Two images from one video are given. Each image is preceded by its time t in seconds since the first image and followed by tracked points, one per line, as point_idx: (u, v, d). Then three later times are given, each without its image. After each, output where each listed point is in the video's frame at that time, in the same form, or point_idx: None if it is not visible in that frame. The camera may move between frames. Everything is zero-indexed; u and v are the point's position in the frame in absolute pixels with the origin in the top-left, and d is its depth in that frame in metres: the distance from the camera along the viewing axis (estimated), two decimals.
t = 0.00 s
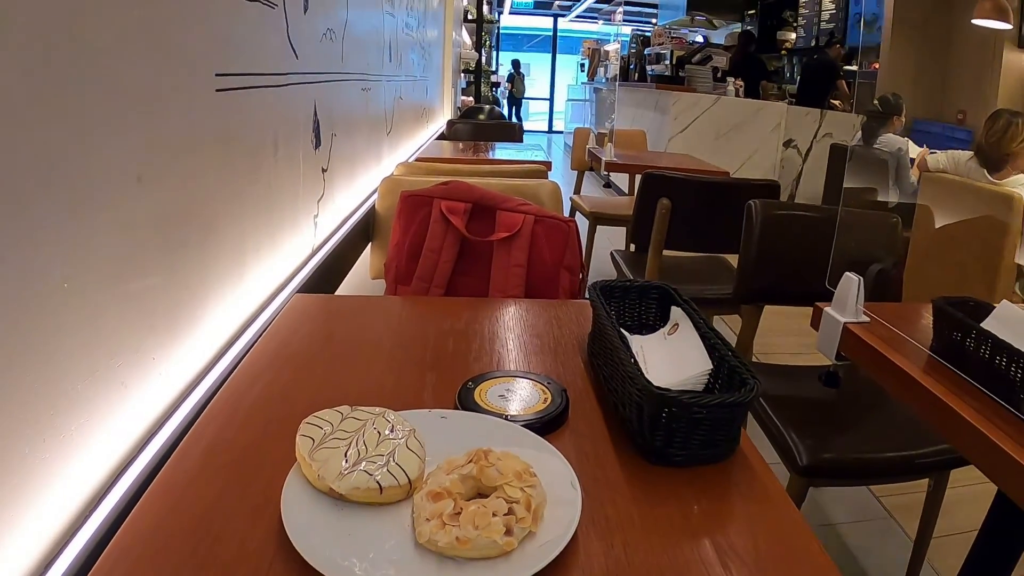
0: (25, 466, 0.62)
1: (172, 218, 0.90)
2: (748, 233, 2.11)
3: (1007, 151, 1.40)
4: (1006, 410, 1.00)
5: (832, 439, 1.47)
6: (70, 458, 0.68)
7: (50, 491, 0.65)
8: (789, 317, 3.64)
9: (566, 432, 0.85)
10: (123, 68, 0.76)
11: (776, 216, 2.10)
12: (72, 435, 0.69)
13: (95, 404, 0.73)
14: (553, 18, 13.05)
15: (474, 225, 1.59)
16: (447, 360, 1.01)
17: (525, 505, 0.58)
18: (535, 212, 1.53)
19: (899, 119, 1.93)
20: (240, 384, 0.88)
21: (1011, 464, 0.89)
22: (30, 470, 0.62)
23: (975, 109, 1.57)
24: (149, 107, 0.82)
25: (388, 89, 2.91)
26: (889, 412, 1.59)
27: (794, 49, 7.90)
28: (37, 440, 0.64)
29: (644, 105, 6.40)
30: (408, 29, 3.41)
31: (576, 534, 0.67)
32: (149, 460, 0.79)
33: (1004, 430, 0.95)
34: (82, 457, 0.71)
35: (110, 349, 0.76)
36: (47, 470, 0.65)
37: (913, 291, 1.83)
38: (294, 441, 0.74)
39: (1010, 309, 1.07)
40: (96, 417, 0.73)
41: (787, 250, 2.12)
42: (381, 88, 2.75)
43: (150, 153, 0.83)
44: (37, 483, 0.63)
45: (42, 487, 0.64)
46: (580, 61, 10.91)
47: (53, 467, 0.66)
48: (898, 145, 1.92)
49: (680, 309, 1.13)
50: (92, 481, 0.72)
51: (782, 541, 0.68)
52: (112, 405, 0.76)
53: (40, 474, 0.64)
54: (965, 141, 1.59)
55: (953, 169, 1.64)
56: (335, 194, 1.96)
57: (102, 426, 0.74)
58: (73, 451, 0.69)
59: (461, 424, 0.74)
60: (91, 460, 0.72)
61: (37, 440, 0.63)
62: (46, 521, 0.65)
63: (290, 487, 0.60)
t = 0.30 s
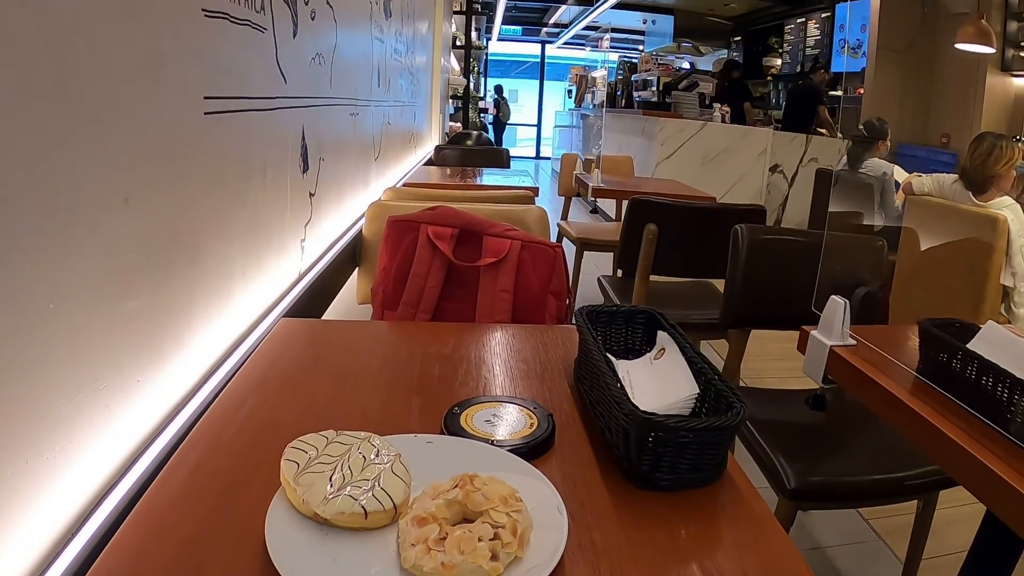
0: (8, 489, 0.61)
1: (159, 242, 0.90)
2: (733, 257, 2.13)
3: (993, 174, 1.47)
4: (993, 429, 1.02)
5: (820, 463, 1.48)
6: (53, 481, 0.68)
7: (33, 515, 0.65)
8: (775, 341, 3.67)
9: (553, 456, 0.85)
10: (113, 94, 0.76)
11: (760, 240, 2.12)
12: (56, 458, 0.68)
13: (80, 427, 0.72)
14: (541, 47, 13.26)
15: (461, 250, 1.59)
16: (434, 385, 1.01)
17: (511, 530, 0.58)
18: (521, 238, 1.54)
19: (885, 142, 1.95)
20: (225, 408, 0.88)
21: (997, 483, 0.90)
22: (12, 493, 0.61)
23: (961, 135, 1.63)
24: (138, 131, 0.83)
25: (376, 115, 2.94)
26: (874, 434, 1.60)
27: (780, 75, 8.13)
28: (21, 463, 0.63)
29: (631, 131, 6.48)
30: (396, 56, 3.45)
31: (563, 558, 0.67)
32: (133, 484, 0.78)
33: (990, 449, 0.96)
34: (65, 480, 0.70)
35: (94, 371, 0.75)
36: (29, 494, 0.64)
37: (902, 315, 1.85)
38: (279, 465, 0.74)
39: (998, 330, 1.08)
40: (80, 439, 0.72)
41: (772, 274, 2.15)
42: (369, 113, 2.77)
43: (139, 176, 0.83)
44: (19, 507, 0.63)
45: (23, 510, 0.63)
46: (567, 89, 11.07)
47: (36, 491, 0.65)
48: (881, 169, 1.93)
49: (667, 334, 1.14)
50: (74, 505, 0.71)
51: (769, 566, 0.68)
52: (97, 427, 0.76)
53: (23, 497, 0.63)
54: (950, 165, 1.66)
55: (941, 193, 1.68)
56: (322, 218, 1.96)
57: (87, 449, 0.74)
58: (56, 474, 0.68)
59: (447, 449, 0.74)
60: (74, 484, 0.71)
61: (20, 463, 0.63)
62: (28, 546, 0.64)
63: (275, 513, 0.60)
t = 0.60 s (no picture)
0: None
1: (146, 261, 0.88)
2: (722, 281, 2.14)
3: (976, 198, 1.52)
4: (983, 448, 1.02)
5: (810, 487, 1.47)
6: (33, 504, 0.65)
7: (12, 539, 0.62)
8: (761, 366, 3.67)
9: (544, 481, 0.83)
10: (103, 110, 0.76)
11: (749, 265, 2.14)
12: (37, 480, 0.66)
13: (62, 448, 0.70)
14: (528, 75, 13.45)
15: (449, 275, 1.59)
16: (422, 410, 0.99)
17: (503, 555, 0.56)
18: (510, 262, 1.54)
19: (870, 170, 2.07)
20: (210, 431, 0.86)
21: (990, 503, 0.90)
22: None
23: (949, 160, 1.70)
24: (128, 148, 0.82)
25: (365, 140, 2.95)
26: (864, 458, 1.60)
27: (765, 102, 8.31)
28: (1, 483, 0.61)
29: (618, 158, 6.56)
30: (385, 83, 3.48)
31: None
32: (114, 508, 0.76)
33: (981, 469, 0.96)
34: (45, 503, 0.67)
35: (77, 391, 0.73)
36: (10, 516, 0.62)
37: (888, 338, 1.86)
38: (265, 490, 0.72)
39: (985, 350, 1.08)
40: (62, 461, 0.70)
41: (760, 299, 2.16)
42: (358, 138, 2.78)
43: (127, 194, 0.82)
44: None
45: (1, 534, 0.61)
46: (555, 117, 11.20)
47: (16, 512, 0.63)
48: (867, 195, 2.02)
49: (656, 358, 1.14)
50: (54, 529, 0.69)
51: None
52: (80, 448, 0.74)
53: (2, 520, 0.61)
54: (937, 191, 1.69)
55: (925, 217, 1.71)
56: (310, 242, 1.95)
57: (69, 471, 0.71)
58: (36, 496, 0.66)
59: (435, 474, 0.73)
60: (55, 506, 0.69)
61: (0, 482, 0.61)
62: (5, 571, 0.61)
63: (259, 538, 0.58)
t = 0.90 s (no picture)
0: None
1: (138, 276, 0.87)
2: (713, 303, 2.15)
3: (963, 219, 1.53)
4: (977, 464, 1.02)
5: (804, 508, 1.46)
6: (20, 519, 0.64)
7: None
8: (751, 389, 3.67)
9: (539, 500, 0.83)
10: (98, 124, 0.76)
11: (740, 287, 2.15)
12: (25, 495, 0.65)
13: (51, 463, 0.69)
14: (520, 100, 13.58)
15: (442, 295, 1.59)
16: (416, 429, 0.99)
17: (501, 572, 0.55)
18: (503, 283, 1.54)
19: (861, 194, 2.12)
20: (201, 449, 0.84)
21: (984, 518, 0.90)
22: None
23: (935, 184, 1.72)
24: (123, 162, 0.82)
25: (357, 162, 2.96)
26: (857, 478, 1.60)
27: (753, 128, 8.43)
28: None
29: (609, 182, 6.62)
30: (377, 105, 3.50)
31: None
32: (102, 526, 0.75)
33: (975, 485, 0.96)
34: (32, 519, 0.66)
35: (68, 405, 0.72)
36: None
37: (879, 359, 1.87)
38: (257, 509, 0.71)
39: (977, 369, 1.10)
40: (51, 477, 0.69)
41: (751, 320, 2.17)
42: (350, 161, 2.80)
43: (121, 208, 0.82)
44: None
45: None
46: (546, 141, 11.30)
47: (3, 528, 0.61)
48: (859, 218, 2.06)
49: (651, 378, 1.14)
50: (40, 547, 0.67)
51: None
52: (69, 464, 0.72)
53: None
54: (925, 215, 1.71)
55: (914, 239, 1.74)
56: (301, 263, 1.95)
57: (57, 487, 0.70)
58: (24, 512, 0.65)
59: (431, 492, 0.72)
60: (42, 523, 0.68)
61: None
62: None
63: (252, 555, 0.57)
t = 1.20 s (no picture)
0: None
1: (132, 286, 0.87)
2: (706, 322, 2.16)
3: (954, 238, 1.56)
4: (972, 478, 1.02)
5: (798, 526, 1.45)
6: (9, 531, 0.63)
7: None
8: (743, 410, 3.67)
9: (534, 515, 0.82)
10: (96, 133, 0.76)
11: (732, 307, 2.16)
12: (14, 506, 0.64)
13: (41, 474, 0.68)
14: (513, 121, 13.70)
15: (435, 313, 1.58)
16: (410, 446, 0.98)
17: None
18: (496, 301, 1.54)
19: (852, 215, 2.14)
20: (192, 464, 0.83)
21: (981, 532, 0.89)
22: None
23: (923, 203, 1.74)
24: (119, 171, 0.82)
25: (350, 180, 2.97)
26: (851, 496, 1.59)
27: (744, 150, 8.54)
28: None
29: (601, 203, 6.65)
30: (370, 125, 3.51)
31: None
32: (91, 540, 0.73)
33: (971, 499, 0.96)
34: (21, 531, 0.65)
35: (59, 414, 0.71)
36: None
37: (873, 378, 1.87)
38: (249, 523, 0.70)
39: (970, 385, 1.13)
40: (41, 488, 0.68)
41: (744, 340, 2.17)
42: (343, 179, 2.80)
43: (117, 218, 0.82)
44: None
45: None
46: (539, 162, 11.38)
47: None
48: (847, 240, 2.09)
49: (646, 394, 1.13)
50: (28, 560, 0.66)
51: None
52: (59, 475, 0.71)
53: None
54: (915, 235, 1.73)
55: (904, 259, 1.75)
56: (294, 279, 1.94)
57: (47, 498, 0.69)
58: (13, 524, 0.63)
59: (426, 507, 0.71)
60: (31, 536, 0.66)
61: None
62: None
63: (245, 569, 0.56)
